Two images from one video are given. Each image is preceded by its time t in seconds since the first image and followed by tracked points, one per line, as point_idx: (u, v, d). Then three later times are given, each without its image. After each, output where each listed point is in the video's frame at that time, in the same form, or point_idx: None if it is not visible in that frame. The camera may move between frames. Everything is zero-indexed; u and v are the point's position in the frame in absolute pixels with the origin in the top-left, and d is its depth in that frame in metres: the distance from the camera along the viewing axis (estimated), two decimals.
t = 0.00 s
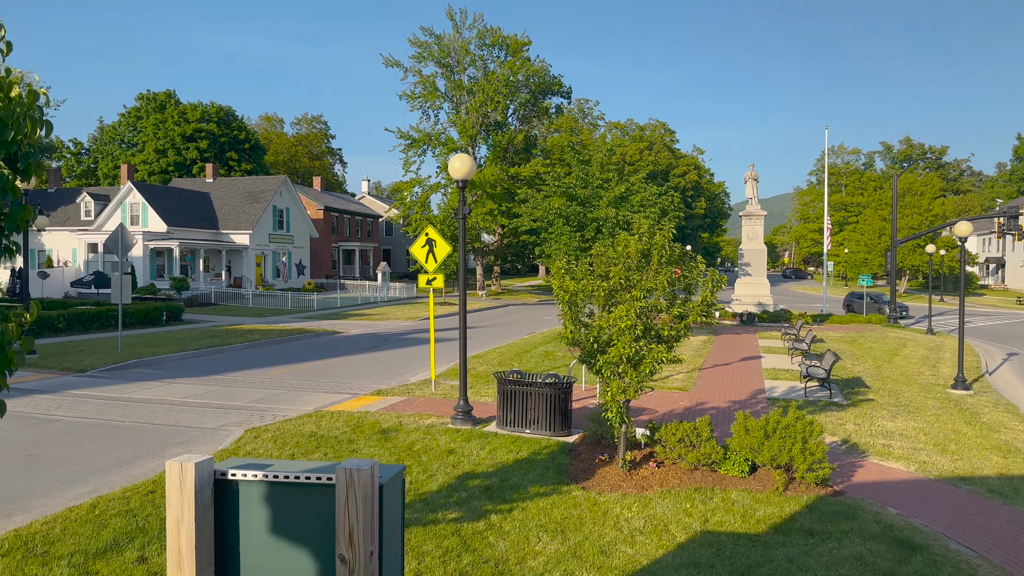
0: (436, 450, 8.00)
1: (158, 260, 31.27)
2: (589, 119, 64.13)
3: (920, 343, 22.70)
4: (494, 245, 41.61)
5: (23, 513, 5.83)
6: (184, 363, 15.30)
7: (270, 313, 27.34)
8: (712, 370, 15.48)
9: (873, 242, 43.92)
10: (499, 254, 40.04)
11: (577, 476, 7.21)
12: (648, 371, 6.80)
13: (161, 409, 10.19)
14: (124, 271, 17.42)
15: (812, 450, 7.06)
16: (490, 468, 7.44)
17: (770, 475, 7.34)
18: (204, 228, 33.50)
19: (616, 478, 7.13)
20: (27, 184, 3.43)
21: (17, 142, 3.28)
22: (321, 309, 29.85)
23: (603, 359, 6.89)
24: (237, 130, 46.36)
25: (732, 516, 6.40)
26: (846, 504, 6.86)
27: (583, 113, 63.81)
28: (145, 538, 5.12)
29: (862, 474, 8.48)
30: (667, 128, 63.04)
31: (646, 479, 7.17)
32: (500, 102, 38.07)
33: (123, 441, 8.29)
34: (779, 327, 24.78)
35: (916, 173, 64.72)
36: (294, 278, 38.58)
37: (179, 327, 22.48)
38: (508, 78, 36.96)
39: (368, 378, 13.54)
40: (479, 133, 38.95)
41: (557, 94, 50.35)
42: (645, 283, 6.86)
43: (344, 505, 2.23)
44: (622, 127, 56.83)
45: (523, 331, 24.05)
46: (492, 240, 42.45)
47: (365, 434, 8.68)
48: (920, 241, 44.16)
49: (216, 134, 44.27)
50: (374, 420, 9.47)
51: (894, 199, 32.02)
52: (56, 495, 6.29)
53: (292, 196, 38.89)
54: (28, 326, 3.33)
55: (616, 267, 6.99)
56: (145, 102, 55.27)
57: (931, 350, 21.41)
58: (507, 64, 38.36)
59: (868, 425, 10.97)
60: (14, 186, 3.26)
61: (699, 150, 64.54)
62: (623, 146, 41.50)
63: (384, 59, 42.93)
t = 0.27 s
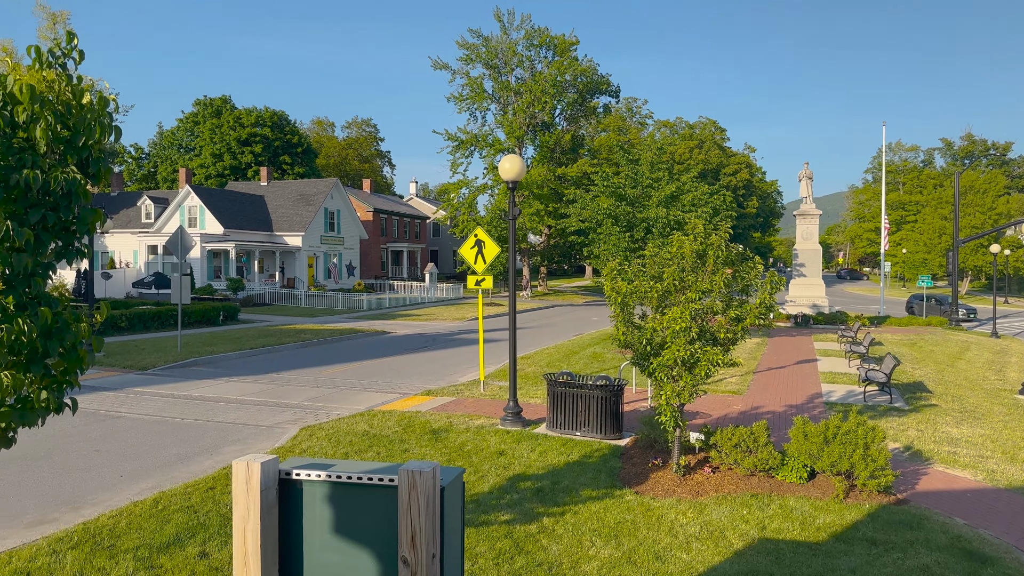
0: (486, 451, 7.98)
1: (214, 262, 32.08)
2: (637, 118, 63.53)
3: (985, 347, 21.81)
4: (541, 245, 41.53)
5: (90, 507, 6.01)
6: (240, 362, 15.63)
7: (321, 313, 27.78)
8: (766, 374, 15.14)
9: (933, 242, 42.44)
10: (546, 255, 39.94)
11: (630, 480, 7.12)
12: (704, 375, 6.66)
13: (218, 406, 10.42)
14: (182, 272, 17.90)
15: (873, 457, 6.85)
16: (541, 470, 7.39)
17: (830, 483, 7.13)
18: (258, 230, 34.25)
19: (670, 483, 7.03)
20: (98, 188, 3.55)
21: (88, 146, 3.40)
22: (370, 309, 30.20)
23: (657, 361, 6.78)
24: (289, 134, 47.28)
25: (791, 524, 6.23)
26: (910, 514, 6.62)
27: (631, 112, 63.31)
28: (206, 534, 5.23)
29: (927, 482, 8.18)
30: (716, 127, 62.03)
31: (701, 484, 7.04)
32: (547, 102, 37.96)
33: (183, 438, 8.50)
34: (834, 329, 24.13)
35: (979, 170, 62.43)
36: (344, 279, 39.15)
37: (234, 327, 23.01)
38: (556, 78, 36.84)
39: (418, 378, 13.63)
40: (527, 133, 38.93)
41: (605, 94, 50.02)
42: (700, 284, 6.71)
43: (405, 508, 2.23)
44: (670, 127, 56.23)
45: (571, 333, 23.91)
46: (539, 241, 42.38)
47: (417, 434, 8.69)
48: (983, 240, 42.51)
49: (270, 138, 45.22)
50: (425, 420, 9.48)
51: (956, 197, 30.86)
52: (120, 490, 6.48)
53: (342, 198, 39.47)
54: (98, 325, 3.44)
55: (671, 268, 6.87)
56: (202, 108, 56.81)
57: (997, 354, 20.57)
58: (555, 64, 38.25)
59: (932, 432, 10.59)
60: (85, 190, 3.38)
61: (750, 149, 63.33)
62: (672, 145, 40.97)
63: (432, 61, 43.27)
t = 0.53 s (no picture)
0: (537, 451, 7.95)
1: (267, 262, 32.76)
2: (685, 117, 62.79)
3: None
4: (587, 246, 41.34)
5: (154, 501, 6.18)
6: (292, 361, 15.91)
7: (370, 313, 28.12)
8: (821, 377, 14.78)
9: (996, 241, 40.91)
10: (593, 255, 39.72)
11: (685, 484, 7.01)
12: (761, 378, 6.53)
13: (272, 404, 10.61)
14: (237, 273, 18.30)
15: (939, 464, 6.61)
16: (593, 472, 7.32)
17: (893, 489, 6.91)
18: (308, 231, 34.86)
19: (726, 487, 6.90)
20: (166, 190, 3.65)
21: (156, 149, 3.49)
22: (418, 309, 30.46)
23: (712, 364, 6.66)
24: (339, 136, 47.98)
25: (852, 531, 6.05)
26: (979, 523, 6.36)
27: (678, 110, 62.61)
28: (265, 529, 5.33)
29: (995, 490, 7.87)
30: (766, 125, 60.91)
31: (758, 489, 6.90)
32: (594, 102, 37.76)
33: (239, 434, 8.68)
34: (892, 331, 23.43)
35: None
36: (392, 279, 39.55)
37: (286, 326, 23.45)
38: (603, 77, 36.62)
39: (467, 378, 13.67)
40: (574, 133, 38.78)
41: (652, 92, 49.55)
42: (758, 283, 6.58)
43: (471, 509, 2.22)
44: (719, 125, 55.42)
45: (619, 334, 23.73)
46: (585, 241, 42.21)
47: (468, 433, 8.70)
48: None
49: (319, 141, 46.01)
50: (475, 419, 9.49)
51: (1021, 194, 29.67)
52: (181, 484, 6.64)
53: (390, 200, 39.89)
54: (166, 324, 3.53)
55: (727, 268, 6.76)
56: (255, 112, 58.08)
57: None
58: (601, 63, 38.03)
59: (999, 438, 10.19)
60: (154, 192, 3.48)
61: (801, 146, 61.98)
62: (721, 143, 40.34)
63: (479, 63, 43.41)
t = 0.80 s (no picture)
0: (586, 454, 7.89)
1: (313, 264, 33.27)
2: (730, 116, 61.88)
3: None
4: (630, 247, 41.02)
5: (210, 498, 6.31)
6: (339, 361, 16.10)
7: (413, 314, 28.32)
8: (875, 381, 14.37)
9: None
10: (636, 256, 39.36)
11: (738, 489, 6.89)
12: (818, 381, 6.37)
13: (321, 403, 10.75)
14: (285, 275, 18.61)
15: (1005, 472, 6.36)
16: (643, 477, 7.23)
17: (955, 497, 6.68)
18: (353, 233, 35.28)
19: (781, 493, 6.76)
20: (231, 192, 3.72)
21: (220, 152, 3.56)
22: (461, 311, 30.59)
23: (767, 367, 6.54)
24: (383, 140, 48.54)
25: (914, 540, 5.86)
26: None
27: (723, 109, 61.73)
28: (319, 527, 5.38)
29: None
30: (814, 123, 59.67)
31: (814, 496, 6.74)
32: (637, 101, 37.43)
33: (290, 433, 8.80)
34: (948, 334, 22.68)
35: None
36: (434, 280, 39.78)
37: (332, 326, 23.76)
38: (646, 77, 36.27)
39: (512, 379, 13.66)
40: (617, 134, 38.52)
41: (696, 91, 48.93)
42: (815, 285, 6.44)
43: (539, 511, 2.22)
44: (765, 124, 54.49)
45: (663, 336, 23.45)
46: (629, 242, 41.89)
47: (515, 433, 8.67)
48: None
49: (364, 144, 46.59)
50: (522, 420, 9.45)
51: None
52: (236, 482, 6.77)
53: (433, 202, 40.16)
54: (230, 323, 3.60)
55: (782, 269, 6.63)
56: (302, 117, 59.14)
57: None
58: (645, 62, 37.68)
59: None
60: (218, 196, 3.56)
61: (851, 144, 60.52)
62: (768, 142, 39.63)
63: (521, 64, 43.42)
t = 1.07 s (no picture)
0: (631, 457, 7.81)
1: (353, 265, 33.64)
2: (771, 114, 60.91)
3: None
4: (670, 248, 40.60)
5: (259, 495, 6.40)
6: (381, 361, 16.23)
7: (452, 315, 28.44)
8: (926, 385, 13.98)
9: None
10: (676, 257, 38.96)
11: (788, 495, 6.75)
12: (873, 385, 6.21)
13: (364, 403, 10.83)
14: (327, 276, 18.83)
15: None
16: (690, 481, 7.14)
17: (1017, 506, 6.45)
18: (393, 234, 35.56)
19: (833, 499, 6.60)
20: (286, 194, 3.77)
21: (276, 155, 3.61)
22: (499, 311, 30.60)
23: (819, 370, 6.40)
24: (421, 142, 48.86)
25: (973, 549, 5.67)
26: None
27: (764, 108, 60.79)
28: (367, 526, 5.42)
29: None
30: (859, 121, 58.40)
31: (867, 502, 6.57)
32: (677, 101, 37.03)
33: (335, 432, 8.89)
34: (1002, 338, 21.96)
35: None
36: (472, 281, 39.89)
37: (373, 326, 23.98)
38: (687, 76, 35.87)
39: (553, 380, 13.60)
40: (657, 133, 38.14)
41: (737, 90, 48.26)
42: (869, 287, 6.30)
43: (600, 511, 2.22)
44: (807, 123, 53.51)
45: (704, 337, 23.15)
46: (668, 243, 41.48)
47: (559, 435, 8.62)
48: None
49: (403, 146, 46.95)
50: (565, 422, 9.39)
51: None
52: (284, 480, 6.86)
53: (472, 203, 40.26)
54: (285, 323, 3.64)
55: (834, 270, 6.49)
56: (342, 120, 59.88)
57: None
58: (685, 61, 37.27)
59: None
60: (274, 197, 3.61)
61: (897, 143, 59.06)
62: (812, 141, 38.83)
63: (560, 64, 43.27)
